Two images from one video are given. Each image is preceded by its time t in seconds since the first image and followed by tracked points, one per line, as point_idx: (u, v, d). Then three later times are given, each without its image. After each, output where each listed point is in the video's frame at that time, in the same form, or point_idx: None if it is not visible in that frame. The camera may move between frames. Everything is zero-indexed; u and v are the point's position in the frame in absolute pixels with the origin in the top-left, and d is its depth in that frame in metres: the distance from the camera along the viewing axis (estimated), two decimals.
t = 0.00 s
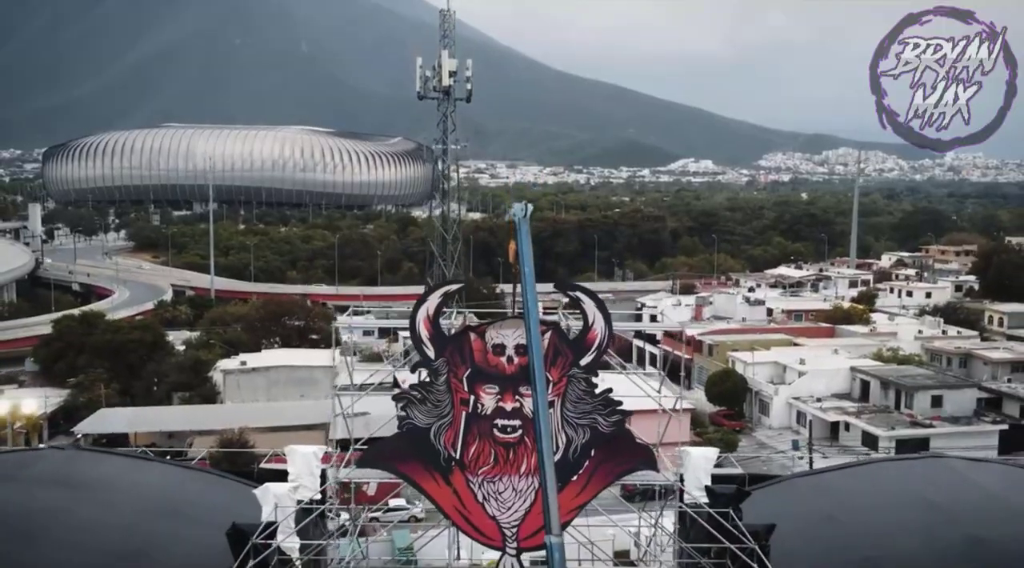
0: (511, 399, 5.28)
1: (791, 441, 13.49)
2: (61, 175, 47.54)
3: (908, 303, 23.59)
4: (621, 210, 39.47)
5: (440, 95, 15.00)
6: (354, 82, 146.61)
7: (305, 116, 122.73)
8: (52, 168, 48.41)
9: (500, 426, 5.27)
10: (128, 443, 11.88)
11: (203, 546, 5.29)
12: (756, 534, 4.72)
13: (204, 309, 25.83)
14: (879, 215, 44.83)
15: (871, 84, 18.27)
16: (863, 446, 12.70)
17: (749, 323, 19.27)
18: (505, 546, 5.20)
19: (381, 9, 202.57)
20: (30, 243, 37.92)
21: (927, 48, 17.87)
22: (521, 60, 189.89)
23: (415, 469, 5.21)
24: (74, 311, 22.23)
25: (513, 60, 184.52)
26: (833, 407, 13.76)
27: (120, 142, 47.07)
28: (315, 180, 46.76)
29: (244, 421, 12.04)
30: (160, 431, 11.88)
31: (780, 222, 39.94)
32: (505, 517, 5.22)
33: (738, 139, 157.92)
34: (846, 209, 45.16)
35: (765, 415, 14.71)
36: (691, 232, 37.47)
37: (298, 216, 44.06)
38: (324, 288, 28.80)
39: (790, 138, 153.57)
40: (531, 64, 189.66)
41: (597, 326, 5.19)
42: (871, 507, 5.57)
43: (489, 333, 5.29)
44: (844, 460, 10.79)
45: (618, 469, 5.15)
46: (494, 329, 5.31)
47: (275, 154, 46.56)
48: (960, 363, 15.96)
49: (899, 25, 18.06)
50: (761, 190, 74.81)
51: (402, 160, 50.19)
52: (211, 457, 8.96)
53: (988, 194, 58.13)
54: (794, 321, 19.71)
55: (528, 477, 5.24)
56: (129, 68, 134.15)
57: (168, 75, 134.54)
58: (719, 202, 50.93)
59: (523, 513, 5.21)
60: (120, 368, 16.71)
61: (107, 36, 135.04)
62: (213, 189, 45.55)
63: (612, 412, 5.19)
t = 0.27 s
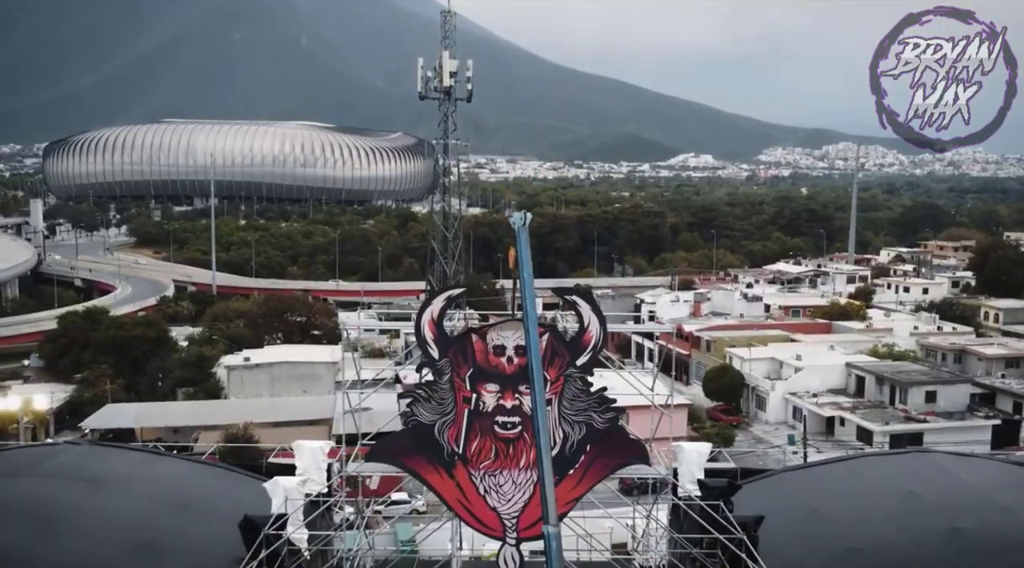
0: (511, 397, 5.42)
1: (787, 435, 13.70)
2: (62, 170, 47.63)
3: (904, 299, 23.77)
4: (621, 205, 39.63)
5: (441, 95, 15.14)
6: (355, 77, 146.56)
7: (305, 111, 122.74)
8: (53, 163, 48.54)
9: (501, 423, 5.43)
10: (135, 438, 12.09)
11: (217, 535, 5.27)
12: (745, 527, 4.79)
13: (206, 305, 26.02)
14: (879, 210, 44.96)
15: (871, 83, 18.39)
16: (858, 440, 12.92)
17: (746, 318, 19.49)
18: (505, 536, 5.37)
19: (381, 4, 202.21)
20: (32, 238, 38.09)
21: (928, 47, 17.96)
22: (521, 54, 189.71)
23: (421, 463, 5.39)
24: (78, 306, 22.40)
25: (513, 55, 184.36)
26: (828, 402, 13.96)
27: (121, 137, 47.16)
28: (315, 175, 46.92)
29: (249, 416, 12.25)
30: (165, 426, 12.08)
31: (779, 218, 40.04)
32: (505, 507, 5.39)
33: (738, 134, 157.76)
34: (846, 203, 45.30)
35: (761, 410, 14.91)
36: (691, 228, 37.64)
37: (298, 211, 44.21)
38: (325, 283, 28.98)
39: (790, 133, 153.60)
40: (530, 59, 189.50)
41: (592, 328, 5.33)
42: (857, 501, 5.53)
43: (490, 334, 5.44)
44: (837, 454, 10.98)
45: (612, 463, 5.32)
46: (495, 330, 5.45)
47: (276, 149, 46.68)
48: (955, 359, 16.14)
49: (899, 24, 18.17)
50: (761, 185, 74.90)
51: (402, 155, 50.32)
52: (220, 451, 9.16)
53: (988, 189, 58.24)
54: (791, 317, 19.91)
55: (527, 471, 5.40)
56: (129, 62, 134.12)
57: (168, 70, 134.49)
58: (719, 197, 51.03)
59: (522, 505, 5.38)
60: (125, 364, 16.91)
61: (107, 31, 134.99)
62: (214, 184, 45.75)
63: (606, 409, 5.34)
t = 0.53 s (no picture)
0: (511, 392, 5.34)
1: (781, 427, 13.98)
2: (64, 163, 47.81)
3: (900, 292, 24.04)
4: (620, 198, 39.90)
5: (442, 95, 15.36)
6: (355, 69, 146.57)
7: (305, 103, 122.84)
8: (54, 156, 48.71)
9: (502, 417, 5.34)
10: (143, 430, 12.38)
11: (231, 520, 5.38)
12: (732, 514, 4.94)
13: (209, 298, 26.30)
14: (878, 203, 45.26)
15: (869, 82, 18.62)
16: (851, 432, 13.21)
17: (743, 312, 19.77)
18: (505, 522, 5.24)
19: None
20: (35, 232, 38.36)
21: (926, 48, 18.30)
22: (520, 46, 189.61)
23: (427, 454, 5.29)
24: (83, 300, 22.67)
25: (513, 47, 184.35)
26: (822, 395, 14.25)
27: (122, 130, 47.34)
28: (315, 168, 47.09)
29: (255, 409, 12.53)
30: (173, 418, 12.38)
31: (778, 210, 40.34)
32: (506, 495, 5.27)
33: (738, 125, 157.79)
34: (844, 196, 45.60)
35: (757, 402, 15.19)
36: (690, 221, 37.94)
37: (299, 204, 44.45)
38: (326, 277, 29.25)
39: (791, 125, 153.74)
40: (530, 51, 189.42)
41: (586, 329, 5.30)
42: (838, 494, 5.63)
43: (492, 334, 5.36)
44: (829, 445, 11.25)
45: (605, 455, 5.24)
46: (497, 330, 5.38)
47: (277, 142, 46.88)
48: (947, 352, 16.44)
49: (899, 25, 18.47)
50: (760, 177, 75.17)
51: (402, 148, 50.52)
52: (229, 443, 9.39)
53: (987, 182, 58.45)
54: (787, 311, 20.19)
55: (526, 462, 5.28)
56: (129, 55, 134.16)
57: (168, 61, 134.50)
58: (719, 190, 51.28)
59: (521, 492, 5.26)
60: (131, 357, 17.19)
61: (107, 22, 134.98)
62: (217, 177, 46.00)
63: (600, 404, 5.27)
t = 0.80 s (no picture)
0: (511, 388, 5.48)
1: (777, 421, 14.20)
2: (65, 157, 47.93)
3: (897, 287, 24.23)
4: (620, 193, 40.06)
5: (443, 94, 15.47)
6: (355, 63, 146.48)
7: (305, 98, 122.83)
8: (54, 150, 48.90)
9: (502, 411, 5.48)
10: (149, 425, 12.58)
11: (243, 505, 5.56)
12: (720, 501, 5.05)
13: (211, 293, 26.51)
14: (877, 196, 45.42)
15: (871, 83, 18.76)
16: (846, 426, 13.41)
17: (741, 306, 19.98)
18: (505, 511, 5.38)
19: None
20: (37, 227, 38.54)
21: (927, 48, 18.45)
22: (521, 39, 189.39)
23: (431, 446, 5.43)
24: (86, 295, 22.88)
25: (513, 40, 184.06)
26: (817, 389, 14.45)
27: (122, 124, 47.44)
28: (316, 162, 47.19)
29: (259, 403, 12.73)
30: (178, 412, 12.58)
31: (778, 205, 40.51)
32: (507, 486, 5.41)
33: (738, 119, 157.74)
34: (844, 190, 45.75)
35: (753, 396, 15.40)
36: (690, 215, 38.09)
37: (300, 199, 44.64)
38: (327, 271, 29.48)
39: (791, 118, 153.71)
40: (530, 44, 189.18)
41: (582, 327, 5.43)
42: (825, 486, 5.71)
43: (493, 332, 5.51)
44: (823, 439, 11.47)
45: (601, 447, 5.37)
46: (497, 329, 5.53)
47: (277, 136, 46.98)
48: (942, 346, 16.62)
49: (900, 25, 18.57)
50: (760, 170, 75.28)
51: (402, 142, 50.69)
52: (235, 438, 9.58)
53: (988, 175, 58.54)
54: (784, 305, 20.39)
55: (526, 454, 5.42)
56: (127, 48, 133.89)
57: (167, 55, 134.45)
58: (719, 183, 51.39)
59: (521, 483, 5.39)
60: (136, 352, 17.41)
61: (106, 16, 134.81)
62: (220, 171, 46.29)
63: (596, 398, 5.41)
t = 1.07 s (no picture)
0: (511, 381, 5.66)
1: (772, 412, 14.49)
2: (66, 149, 48.13)
3: (894, 279, 24.49)
4: (620, 185, 40.29)
5: (445, 91, 15.65)
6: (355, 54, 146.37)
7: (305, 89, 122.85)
8: (55, 142, 49.10)
9: (503, 403, 5.64)
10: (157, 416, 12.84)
11: (257, 492, 5.83)
12: (708, 491, 5.33)
13: (214, 286, 26.77)
14: (876, 189, 45.63)
15: (873, 83, 19.02)
16: (839, 417, 13.70)
17: (738, 299, 20.25)
18: (506, 496, 5.53)
19: None
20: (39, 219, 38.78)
21: (928, 48, 18.74)
22: (521, 31, 189.27)
23: (436, 436, 5.59)
24: (91, 288, 23.16)
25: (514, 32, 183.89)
26: (812, 380, 14.73)
27: (123, 117, 47.62)
28: (317, 155, 47.40)
29: (265, 394, 12.98)
30: (186, 404, 12.83)
31: (777, 197, 40.75)
32: (508, 474, 5.56)
33: (738, 111, 157.80)
34: (843, 182, 45.98)
35: (749, 387, 15.69)
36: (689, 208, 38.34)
37: (301, 191, 44.85)
38: (328, 264, 29.76)
39: (791, 110, 153.73)
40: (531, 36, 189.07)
41: (577, 323, 5.61)
42: (811, 476, 5.97)
43: (495, 329, 5.67)
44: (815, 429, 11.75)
45: (595, 437, 5.56)
46: (498, 326, 5.70)
47: (278, 129, 47.15)
48: (935, 339, 16.91)
49: (900, 25, 18.80)
50: (760, 162, 75.48)
51: (403, 135, 50.93)
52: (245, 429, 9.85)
53: (987, 167, 58.74)
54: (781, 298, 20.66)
55: (526, 443, 5.58)
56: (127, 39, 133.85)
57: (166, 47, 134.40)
58: (719, 176, 51.57)
59: (521, 471, 5.54)
60: (142, 345, 17.67)
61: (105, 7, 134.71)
62: (222, 162, 46.57)
63: (591, 391, 5.59)
